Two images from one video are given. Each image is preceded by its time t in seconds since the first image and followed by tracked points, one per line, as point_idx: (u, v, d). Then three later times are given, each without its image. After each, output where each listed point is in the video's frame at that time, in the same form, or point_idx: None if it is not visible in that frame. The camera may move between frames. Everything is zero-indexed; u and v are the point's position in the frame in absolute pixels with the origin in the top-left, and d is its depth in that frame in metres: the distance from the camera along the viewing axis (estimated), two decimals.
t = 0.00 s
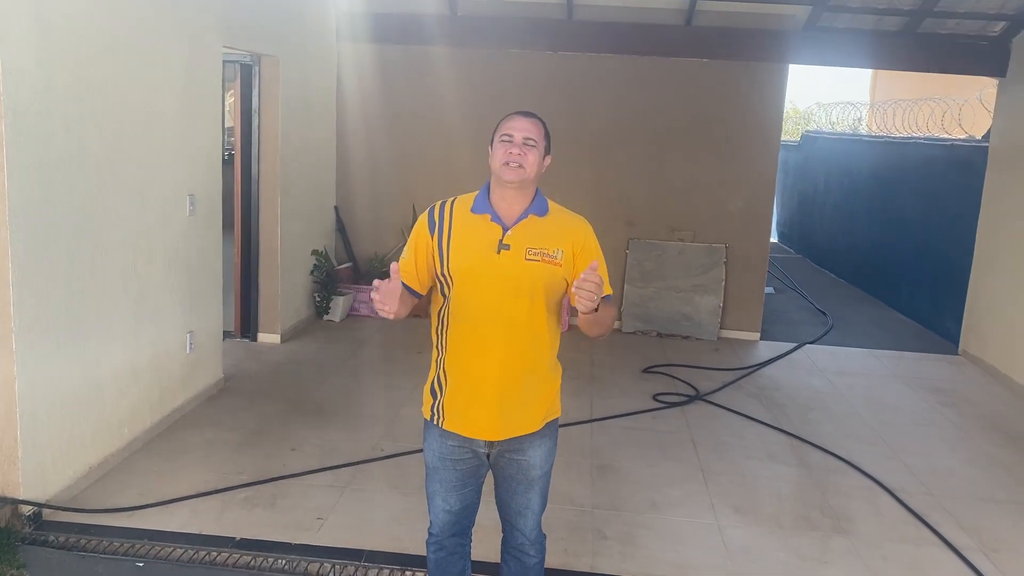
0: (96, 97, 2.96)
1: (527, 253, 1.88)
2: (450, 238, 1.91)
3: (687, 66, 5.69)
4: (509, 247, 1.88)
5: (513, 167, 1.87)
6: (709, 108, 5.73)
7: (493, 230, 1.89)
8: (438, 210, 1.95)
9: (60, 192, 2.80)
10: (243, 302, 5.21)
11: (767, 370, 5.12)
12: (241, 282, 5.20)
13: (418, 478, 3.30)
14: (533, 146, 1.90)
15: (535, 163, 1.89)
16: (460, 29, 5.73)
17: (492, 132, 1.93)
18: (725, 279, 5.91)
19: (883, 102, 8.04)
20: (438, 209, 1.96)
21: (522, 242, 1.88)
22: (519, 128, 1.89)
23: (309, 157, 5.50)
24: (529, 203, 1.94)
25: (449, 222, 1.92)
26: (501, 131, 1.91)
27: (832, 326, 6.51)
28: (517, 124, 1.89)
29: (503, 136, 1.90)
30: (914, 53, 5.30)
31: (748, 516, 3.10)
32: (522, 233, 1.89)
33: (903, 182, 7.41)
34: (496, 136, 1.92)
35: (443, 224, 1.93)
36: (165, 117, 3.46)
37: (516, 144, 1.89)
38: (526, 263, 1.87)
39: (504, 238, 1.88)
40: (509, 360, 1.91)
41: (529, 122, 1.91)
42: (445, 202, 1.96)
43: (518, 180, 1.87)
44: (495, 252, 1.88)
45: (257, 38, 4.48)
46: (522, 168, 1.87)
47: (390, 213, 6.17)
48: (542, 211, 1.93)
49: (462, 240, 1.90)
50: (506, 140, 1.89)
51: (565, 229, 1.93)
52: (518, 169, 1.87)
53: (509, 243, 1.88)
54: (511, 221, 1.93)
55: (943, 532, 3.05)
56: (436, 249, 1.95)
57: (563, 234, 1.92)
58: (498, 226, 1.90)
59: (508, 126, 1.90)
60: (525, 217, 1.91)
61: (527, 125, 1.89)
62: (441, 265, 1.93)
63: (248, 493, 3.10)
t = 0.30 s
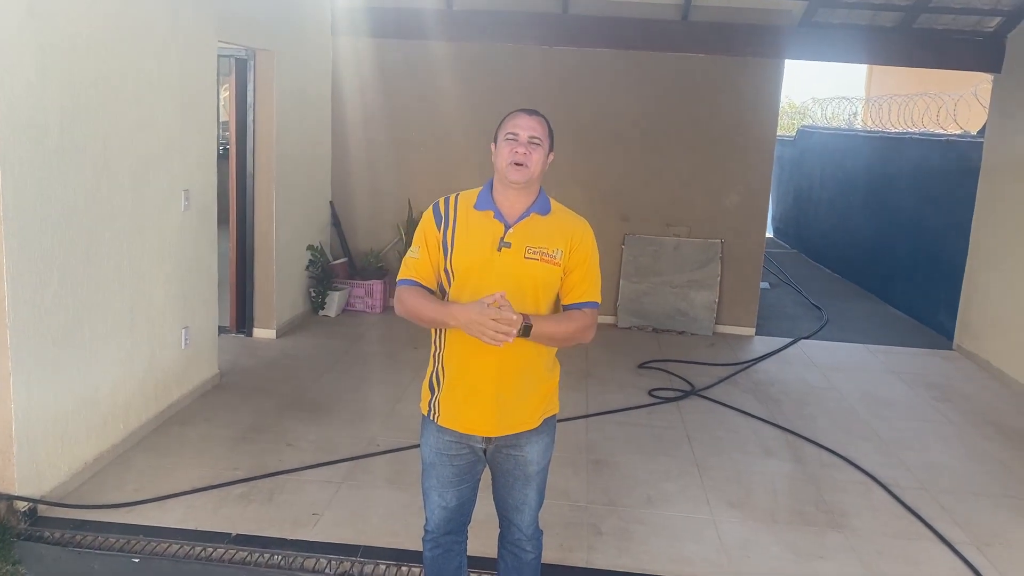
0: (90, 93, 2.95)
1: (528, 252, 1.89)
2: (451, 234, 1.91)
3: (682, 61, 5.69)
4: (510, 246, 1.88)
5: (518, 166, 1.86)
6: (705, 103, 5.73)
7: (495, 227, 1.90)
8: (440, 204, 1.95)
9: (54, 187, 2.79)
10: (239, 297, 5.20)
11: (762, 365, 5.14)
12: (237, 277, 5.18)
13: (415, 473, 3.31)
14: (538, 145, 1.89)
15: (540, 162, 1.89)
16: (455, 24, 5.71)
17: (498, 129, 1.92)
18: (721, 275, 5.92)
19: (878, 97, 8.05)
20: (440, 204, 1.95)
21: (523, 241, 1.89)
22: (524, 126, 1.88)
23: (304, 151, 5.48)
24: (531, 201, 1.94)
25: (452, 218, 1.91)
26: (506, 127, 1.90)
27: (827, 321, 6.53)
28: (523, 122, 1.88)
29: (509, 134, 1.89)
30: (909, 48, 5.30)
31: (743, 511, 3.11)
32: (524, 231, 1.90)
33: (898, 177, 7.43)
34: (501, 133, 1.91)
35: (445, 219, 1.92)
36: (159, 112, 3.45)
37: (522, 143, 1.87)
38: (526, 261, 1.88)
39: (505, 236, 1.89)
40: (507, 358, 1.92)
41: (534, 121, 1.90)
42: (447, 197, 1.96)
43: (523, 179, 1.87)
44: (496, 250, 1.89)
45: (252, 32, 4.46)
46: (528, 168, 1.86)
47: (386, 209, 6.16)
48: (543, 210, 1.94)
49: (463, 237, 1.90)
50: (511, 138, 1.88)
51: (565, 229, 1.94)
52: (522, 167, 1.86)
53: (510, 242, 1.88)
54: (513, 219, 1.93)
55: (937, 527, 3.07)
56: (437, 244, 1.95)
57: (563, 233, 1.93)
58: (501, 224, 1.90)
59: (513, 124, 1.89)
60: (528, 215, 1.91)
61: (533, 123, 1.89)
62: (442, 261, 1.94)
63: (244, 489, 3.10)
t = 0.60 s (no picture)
0: (81, 82, 2.93)
1: (527, 241, 1.89)
2: (450, 224, 1.91)
3: (676, 52, 5.68)
4: (509, 236, 1.89)
5: (516, 156, 1.86)
6: (699, 94, 5.73)
7: (493, 217, 1.90)
8: (439, 195, 1.95)
9: (45, 178, 2.77)
10: (231, 288, 5.19)
11: (755, 356, 5.16)
12: (230, 268, 5.17)
13: (408, 464, 3.32)
14: (535, 134, 1.88)
15: (538, 151, 1.89)
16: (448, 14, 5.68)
17: (494, 119, 1.92)
18: (714, 266, 5.94)
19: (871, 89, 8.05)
20: (438, 194, 1.95)
21: (522, 230, 1.89)
22: (521, 116, 1.88)
23: (297, 142, 5.46)
24: (529, 191, 1.94)
25: (450, 208, 1.91)
26: (503, 117, 1.89)
27: (819, 312, 6.56)
28: (519, 112, 1.88)
29: (506, 124, 1.89)
30: (902, 40, 5.31)
31: (735, 502, 3.13)
32: (523, 221, 1.90)
33: (891, 168, 7.44)
34: (498, 123, 1.90)
35: (443, 209, 1.92)
36: (151, 103, 3.43)
37: (519, 133, 1.87)
38: (525, 251, 1.89)
39: (504, 226, 1.89)
40: (507, 348, 1.93)
41: (530, 111, 1.89)
42: (446, 187, 1.95)
43: (520, 168, 1.87)
44: (495, 240, 1.89)
45: (244, 22, 4.43)
46: (525, 157, 1.86)
47: (379, 200, 6.15)
48: (542, 199, 1.94)
49: (462, 227, 1.90)
50: (508, 128, 1.88)
51: (563, 218, 1.94)
52: (520, 157, 1.86)
53: (509, 231, 1.89)
54: (513, 208, 1.93)
55: (927, 516, 3.09)
56: (436, 235, 1.95)
57: (562, 222, 1.94)
58: (499, 214, 1.90)
59: (509, 114, 1.89)
60: (526, 205, 1.92)
61: (529, 113, 1.88)
62: (441, 251, 1.94)
63: (237, 480, 3.10)
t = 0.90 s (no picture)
0: (80, 79, 2.92)
1: (525, 237, 1.90)
2: (448, 225, 1.92)
3: (674, 49, 5.68)
4: (507, 233, 1.89)
5: (506, 153, 1.86)
6: (697, 90, 5.73)
7: (490, 216, 1.90)
8: (435, 197, 1.95)
9: (43, 175, 2.77)
10: (230, 285, 5.19)
11: (753, 353, 5.17)
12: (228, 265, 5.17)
13: (406, 460, 3.33)
14: (524, 130, 1.88)
15: (528, 147, 1.89)
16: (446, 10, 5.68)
17: (482, 120, 1.92)
18: (712, 262, 5.95)
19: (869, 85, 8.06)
20: (434, 197, 1.96)
21: (519, 227, 1.90)
22: (507, 115, 1.88)
23: (295, 138, 5.46)
24: (524, 186, 1.95)
25: (446, 210, 1.92)
26: (490, 117, 1.89)
27: (817, 309, 6.57)
28: (505, 111, 1.88)
29: (494, 123, 1.89)
30: (900, 36, 5.31)
31: (732, 498, 3.14)
32: (519, 218, 1.90)
33: (889, 165, 7.45)
34: (486, 123, 1.91)
35: (440, 211, 1.93)
36: (149, 100, 3.42)
37: (507, 131, 1.88)
38: (523, 247, 1.89)
39: (501, 224, 1.90)
40: (510, 345, 1.94)
41: (517, 108, 1.89)
42: (441, 189, 1.96)
43: (512, 166, 1.87)
44: (493, 238, 1.90)
45: (242, 18, 4.43)
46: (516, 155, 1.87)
47: (377, 197, 6.14)
48: (537, 194, 1.94)
49: (460, 227, 1.91)
50: (496, 128, 1.88)
51: (559, 212, 1.94)
52: (511, 154, 1.86)
53: (506, 229, 1.89)
54: (509, 206, 1.93)
55: (924, 512, 3.11)
56: (435, 237, 1.96)
57: (559, 216, 1.94)
58: (496, 212, 1.91)
59: (496, 113, 1.89)
60: (522, 202, 1.92)
61: (516, 111, 1.88)
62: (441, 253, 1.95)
63: (236, 476, 3.11)
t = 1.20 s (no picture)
0: (79, 77, 2.92)
1: (520, 235, 1.90)
2: (443, 227, 1.92)
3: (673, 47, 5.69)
4: (502, 232, 1.90)
5: (498, 151, 1.86)
6: (696, 88, 5.73)
7: (484, 215, 1.91)
8: (429, 199, 1.96)
9: (42, 172, 2.77)
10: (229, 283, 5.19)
11: (752, 351, 5.17)
12: (227, 263, 5.17)
13: (406, 458, 3.33)
14: (516, 127, 1.89)
15: (519, 144, 1.89)
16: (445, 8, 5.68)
17: (472, 118, 1.92)
18: (711, 260, 5.95)
19: (868, 83, 8.06)
20: (428, 199, 1.97)
21: (513, 225, 1.90)
22: (497, 112, 1.88)
23: (294, 136, 5.45)
24: (517, 184, 1.95)
25: (441, 211, 1.93)
26: (480, 114, 1.89)
27: (816, 307, 6.58)
28: (495, 108, 1.88)
29: (485, 121, 1.89)
30: (899, 34, 5.30)
31: (732, 495, 3.15)
32: (513, 216, 1.90)
33: (889, 162, 7.46)
34: (477, 121, 1.91)
35: (434, 213, 1.93)
36: (148, 99, 3.42)
37: (498, 129, 1.87)
38: (518, 245, 1.90)
39: (495, 223, 1.90)
40: (511, 342, 1.94)
41: (506, 105, 1.89)
42: (434, 191, 1.97)
43: (505, 163, 1.87)
44: (488, 237, 1.90)
45: (241, 16, 4.42)
46: (508, 152, 1.87)
47: (376, 194, 6.14)
48: (530, 191, 1.94)
49: (455, 227, 1.91)
50: (487, 126, 1.88)
51: (554, 208, 1.94)
52: (502, 152, 1.86)
53: (501, 227, 1.90)
54: (503, 204, 1.93)
55: (922, 510, 3.12)
56: (431, 238, 1.96)
57: (553, 212, 1.94)
58: (490, 211, 1.91)
59: (486, 111, 1.89)
60: (515, 199, 1.92)
61: (506, 108, 1.88)
62: (438, 254, 1.95)
63: (235, 474, 3.11)
